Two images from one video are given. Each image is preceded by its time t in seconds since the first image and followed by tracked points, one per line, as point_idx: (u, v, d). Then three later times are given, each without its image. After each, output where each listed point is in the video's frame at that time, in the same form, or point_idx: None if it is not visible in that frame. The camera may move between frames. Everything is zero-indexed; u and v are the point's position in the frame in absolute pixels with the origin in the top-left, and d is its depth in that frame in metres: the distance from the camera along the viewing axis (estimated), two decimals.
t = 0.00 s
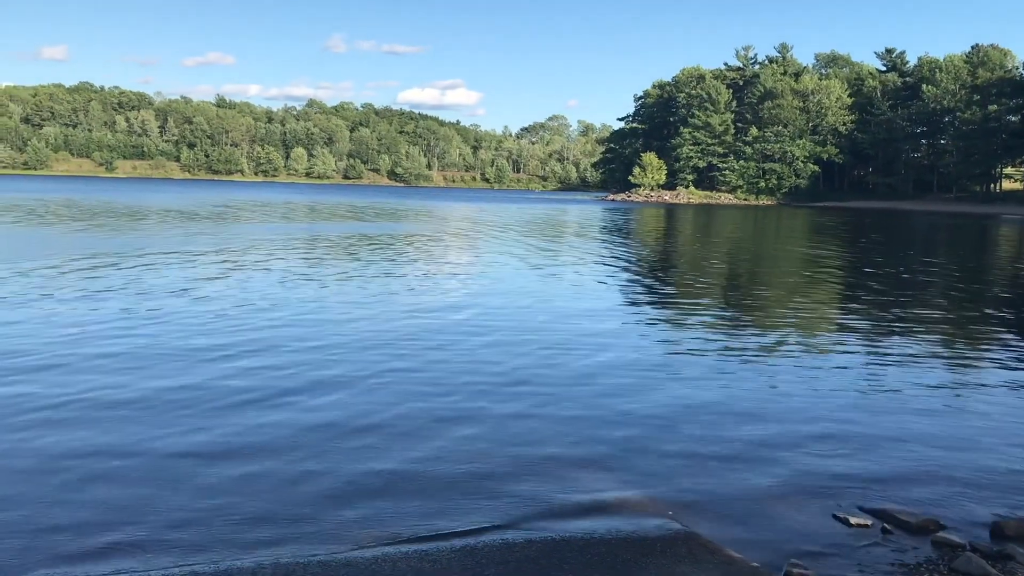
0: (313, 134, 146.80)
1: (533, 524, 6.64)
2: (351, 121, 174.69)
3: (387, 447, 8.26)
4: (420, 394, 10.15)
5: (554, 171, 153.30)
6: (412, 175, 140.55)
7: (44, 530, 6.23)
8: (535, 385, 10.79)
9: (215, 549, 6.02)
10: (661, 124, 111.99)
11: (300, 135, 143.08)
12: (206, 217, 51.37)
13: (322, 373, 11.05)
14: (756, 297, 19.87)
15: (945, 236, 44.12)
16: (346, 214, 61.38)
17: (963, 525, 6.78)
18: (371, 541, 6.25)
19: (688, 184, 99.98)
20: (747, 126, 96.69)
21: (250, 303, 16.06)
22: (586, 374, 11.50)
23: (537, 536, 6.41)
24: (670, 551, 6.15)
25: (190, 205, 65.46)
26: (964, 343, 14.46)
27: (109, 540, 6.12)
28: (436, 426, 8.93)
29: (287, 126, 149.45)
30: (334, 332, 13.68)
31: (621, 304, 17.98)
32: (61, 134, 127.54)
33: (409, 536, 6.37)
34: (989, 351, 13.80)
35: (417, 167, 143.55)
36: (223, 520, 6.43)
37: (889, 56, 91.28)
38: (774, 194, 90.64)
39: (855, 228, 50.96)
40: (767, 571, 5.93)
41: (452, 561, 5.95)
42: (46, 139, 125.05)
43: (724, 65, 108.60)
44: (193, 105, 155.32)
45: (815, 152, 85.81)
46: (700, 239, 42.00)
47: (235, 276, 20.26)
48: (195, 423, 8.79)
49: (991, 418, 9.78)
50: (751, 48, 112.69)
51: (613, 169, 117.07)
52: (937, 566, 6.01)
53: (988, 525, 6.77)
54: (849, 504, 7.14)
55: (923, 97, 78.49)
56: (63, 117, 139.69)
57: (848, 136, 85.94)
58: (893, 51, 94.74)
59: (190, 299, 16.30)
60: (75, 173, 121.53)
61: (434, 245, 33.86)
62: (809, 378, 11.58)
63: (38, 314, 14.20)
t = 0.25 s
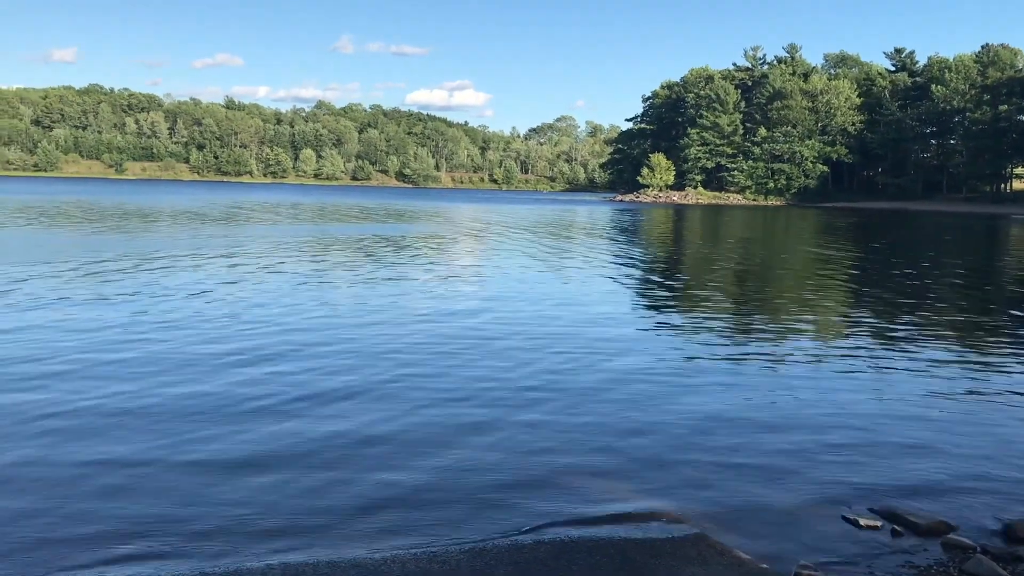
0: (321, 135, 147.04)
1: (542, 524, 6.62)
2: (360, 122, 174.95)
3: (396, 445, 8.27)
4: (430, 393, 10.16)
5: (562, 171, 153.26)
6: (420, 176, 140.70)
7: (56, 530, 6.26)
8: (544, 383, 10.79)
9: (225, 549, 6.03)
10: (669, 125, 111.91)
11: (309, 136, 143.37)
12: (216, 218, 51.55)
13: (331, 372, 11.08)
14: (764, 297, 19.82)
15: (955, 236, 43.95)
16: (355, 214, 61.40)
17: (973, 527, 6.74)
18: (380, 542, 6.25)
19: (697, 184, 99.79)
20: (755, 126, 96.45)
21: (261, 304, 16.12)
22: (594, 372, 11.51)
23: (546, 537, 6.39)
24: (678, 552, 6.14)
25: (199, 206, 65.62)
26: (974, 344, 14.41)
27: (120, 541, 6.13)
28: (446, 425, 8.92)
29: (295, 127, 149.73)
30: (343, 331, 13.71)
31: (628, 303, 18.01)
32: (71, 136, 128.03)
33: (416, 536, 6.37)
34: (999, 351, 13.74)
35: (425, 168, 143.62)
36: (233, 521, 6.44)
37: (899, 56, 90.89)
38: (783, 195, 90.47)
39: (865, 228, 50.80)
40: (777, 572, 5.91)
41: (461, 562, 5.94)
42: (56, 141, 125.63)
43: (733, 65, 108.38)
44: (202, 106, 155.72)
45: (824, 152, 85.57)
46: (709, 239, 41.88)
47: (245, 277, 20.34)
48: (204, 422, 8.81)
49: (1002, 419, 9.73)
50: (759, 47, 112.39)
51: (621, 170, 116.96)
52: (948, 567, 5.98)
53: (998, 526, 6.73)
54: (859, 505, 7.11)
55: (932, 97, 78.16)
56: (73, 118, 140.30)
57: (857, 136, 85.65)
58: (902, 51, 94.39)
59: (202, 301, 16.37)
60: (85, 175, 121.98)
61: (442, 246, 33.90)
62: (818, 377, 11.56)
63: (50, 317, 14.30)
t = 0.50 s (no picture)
0: (331, 137, 147.44)
1: (552, 527, 6.64)
2: (369, 125, 175.31)
3: (406, 449, 8.31)
4: (441, 397, 10.20)
5: (571, 173, 153.36)
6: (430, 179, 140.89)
7: (68, 534, 6.29)
8: (553, 387, 10.82)
9: (237, 552, 6.07)
10: (678, 127, 111.89)
11: (318, 139, 143.74)
12: (227, 220, 51.75)
13: (342, 375, 11.13)
14: (773, 299, 19.83)
15: (965, 237, 43.87)
16: (365, 217, 61.59)
17: (983, 530, 6.73)
18: (390, 544, 6.27)
19: (706, 186, 99.73)
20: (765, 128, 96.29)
21: (272, 307, 16.21)
22: (604, 375, 11.53)
23: (556, 539, 6.41)
24: (688, 555, 6.14)
25: (210, 210, 65.88)
26: (983, 346, 14.39)
27: (133, 543, 6.17)
28: (456, 429, 8.95)
29: (305, 130, 150.18)
30: (353, 334, 13.77)
31: (636, 306, 18.04)
32: (82, 139, 128.68)
33: (427, 537, 6.40)
34: (1008, 354, 13.72)
35: (435, 170, 143.83)
36: (244, 524, 6.48)
37: (909, 58, 90.53)
38: (793, 197, 90.35)
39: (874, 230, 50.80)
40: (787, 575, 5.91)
41: (472, 564, 5.97)
42: (68, 144, 126.28)
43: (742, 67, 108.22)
44: (212, 109, 156.32)
45: (834, 154, 85.43)
46: (718, 241, 41.88)
47: (255, 280, 20.44)
48: (216, 426, 8.86)
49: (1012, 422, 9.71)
50: (769, 49, 112.18)
51: (630, 172, 116.96)
52: (958, 571, 5.97)
53: (1008, 530, 6.72)
54: (870, 508, 7.10)
55: (942, 99, 77.90)
56: (84, 121, 141.02)
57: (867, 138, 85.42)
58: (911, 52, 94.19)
59: (214, 304, 16.46)
60: (96, 177, 122.55)
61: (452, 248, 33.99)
62: (828, 380, 11.56)
63: (62, 320, 14.40)
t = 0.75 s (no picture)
0: (344, 140, 147.87)
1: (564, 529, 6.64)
2: (382, 128, 175.70)
3: (419, 450, 8.32)
4: (453, 399, 10.19)
5: (584, 176, 153.29)
6: (441, 182, 141.04)
7: (81, 536, 6.31)
8: (566, 389, 10.81)
9: (248, 555, 6.10)
10: (691, 130, 111.74)
11: (331, 142, 144.12)
12: (240, 223, 51.96)
13: (355, 377, 11.16)
14: (785, 302, 19.78)
15: (980, 241, 43.60)
16: (377, 220, 61.80)
17: (999, 534, 6.68)
18: (400, 546, 6.29)
19: (719, 189, 99.52)
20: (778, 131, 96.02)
21: (286, 310, 16.31)
22: (617, 377, 11.52)
23: (569, 542, 6.40)
24: (701, 558, 6.12)
25: (223, 212, 66.20)
26: (996, 349, 14.32)
27: (146, 545, 6.19)
28: (469, 431, 8.96)
29: (318, 133, 150.66)
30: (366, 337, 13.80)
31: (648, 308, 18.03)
32: (97, 142, 129.46)
33: (440, 539, 6.40)
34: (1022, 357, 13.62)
35: (447, 173, 143.96)
36: (255, 529, 6.49)
37: (923, 61, 90.06)
38: (806, 200, 90.10)
39: (888, 233, 50.57)
40: None
41: (484, 566, 5.97)
42: (82, 147, 127.05)
43: (755, 70, 107.95)
44: (225, 112, 157.00)
45: (848, 158, 85.11)
46: (732, 245, 41.75)
47: (269, 283, 20.55)
48: (229, 428, 8.89)
49: None
50: (782, 52, 111.88)
51: (643, 175, 116.81)
52: None
53: None
54: (885, 512, 7.06)
55: (957, 102, 77.32)
56: (98, 124, 141.87)
57: (881, 141, 84.99)
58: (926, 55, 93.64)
59: (229, 306, 16.57)
60: (109, 180, 123.23)
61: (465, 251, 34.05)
62: (840, 383, 11.53)
63: (76, 322, 14.47)
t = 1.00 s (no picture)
0: (355, 143, 148.31)
1: (574, 533, 6.66)
2: (394, 130, 176.16)
3: (430, 454, 8.37)
4: (464, 404, 10.24)
5: (595, 178, 153.23)
6: (452, 184, 141.18)
7: (96, 538, 6.37)
8: (577, 395, 10.85)
9: (261, 555, 6.15)
10: (702, 133, 111.62)
11: (343, 144, 144.56)
12: (253, 225, 52.19)
13: (367, 382, 11.21)
14: (797, 306, 19.74)
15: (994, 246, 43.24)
16: (389, 222, 62.06)
17: (1011, 541, 6.65)
18: (412, 547, 6.32)
19: (731, 192, 99.38)
20: (790, 134, 95.78)
21: (299, 313, 16.41)
22: (627, 383, 11.56)
23: (579, 545, 6.42)
24: (713, 562, 6.13)
25: (236, 213, 66.59)
26: (1010, 354, 14.24)
27: (159, 547, 6.24)
28: (480, 436, 9.00)
29: (330, 135, 151.13)
30: (378, 341, 13.86)
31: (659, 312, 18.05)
32: (111, 143, 130.30)
33: (451, 542, 6.43)
34: None
35: (458, 175, 144.13)
36: (267, 531, 6.54)
37: (937, 63, 89.68)
38: (818, 204, 89.84)
39: (901, 237, 50.38)
40: None
41: (494, 567, 5.99)
42: (96, 148, 127.77)
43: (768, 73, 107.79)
44: (238, 114, 157.75)
45: (860, 161, 84.85)
46: (744, 248, 41.67)
47: (281, 285, 20.67)
48: (242, 431, 8.95)
49: None
50: (795, 55, 111.66)
51: (654, 178, 116.76)
52: None
53: None
54: (897, 517, 7.05)
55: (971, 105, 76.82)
56: (112, 126, 142.68)
57: (894, 144, 84.67)
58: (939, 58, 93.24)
59: (242, 309, 16.67)
60: (123, 181, 123.98)
61: (477, 254, 34.16)
62: (851, 388, 11.51)
63: (89, 323, 14.56)
